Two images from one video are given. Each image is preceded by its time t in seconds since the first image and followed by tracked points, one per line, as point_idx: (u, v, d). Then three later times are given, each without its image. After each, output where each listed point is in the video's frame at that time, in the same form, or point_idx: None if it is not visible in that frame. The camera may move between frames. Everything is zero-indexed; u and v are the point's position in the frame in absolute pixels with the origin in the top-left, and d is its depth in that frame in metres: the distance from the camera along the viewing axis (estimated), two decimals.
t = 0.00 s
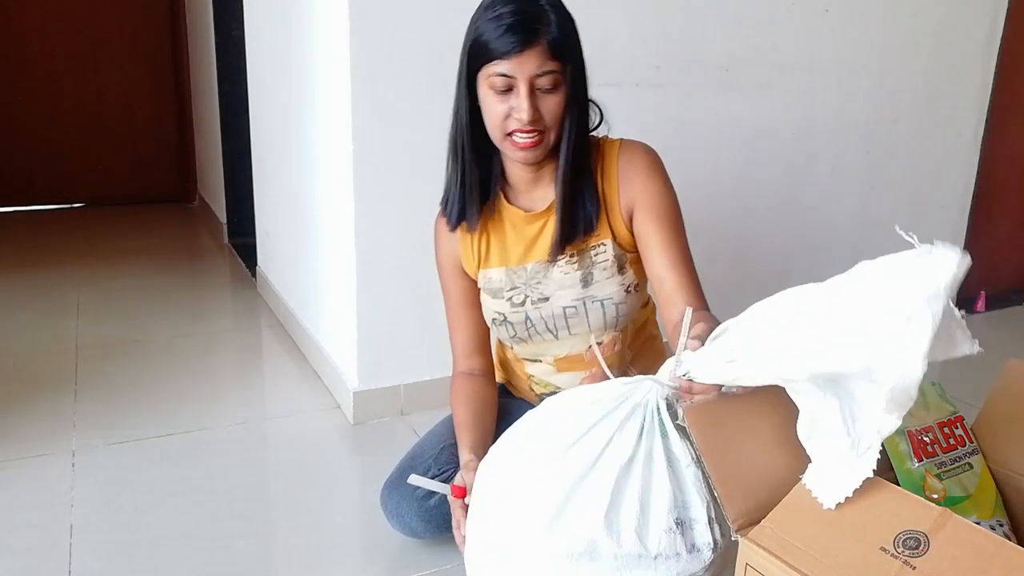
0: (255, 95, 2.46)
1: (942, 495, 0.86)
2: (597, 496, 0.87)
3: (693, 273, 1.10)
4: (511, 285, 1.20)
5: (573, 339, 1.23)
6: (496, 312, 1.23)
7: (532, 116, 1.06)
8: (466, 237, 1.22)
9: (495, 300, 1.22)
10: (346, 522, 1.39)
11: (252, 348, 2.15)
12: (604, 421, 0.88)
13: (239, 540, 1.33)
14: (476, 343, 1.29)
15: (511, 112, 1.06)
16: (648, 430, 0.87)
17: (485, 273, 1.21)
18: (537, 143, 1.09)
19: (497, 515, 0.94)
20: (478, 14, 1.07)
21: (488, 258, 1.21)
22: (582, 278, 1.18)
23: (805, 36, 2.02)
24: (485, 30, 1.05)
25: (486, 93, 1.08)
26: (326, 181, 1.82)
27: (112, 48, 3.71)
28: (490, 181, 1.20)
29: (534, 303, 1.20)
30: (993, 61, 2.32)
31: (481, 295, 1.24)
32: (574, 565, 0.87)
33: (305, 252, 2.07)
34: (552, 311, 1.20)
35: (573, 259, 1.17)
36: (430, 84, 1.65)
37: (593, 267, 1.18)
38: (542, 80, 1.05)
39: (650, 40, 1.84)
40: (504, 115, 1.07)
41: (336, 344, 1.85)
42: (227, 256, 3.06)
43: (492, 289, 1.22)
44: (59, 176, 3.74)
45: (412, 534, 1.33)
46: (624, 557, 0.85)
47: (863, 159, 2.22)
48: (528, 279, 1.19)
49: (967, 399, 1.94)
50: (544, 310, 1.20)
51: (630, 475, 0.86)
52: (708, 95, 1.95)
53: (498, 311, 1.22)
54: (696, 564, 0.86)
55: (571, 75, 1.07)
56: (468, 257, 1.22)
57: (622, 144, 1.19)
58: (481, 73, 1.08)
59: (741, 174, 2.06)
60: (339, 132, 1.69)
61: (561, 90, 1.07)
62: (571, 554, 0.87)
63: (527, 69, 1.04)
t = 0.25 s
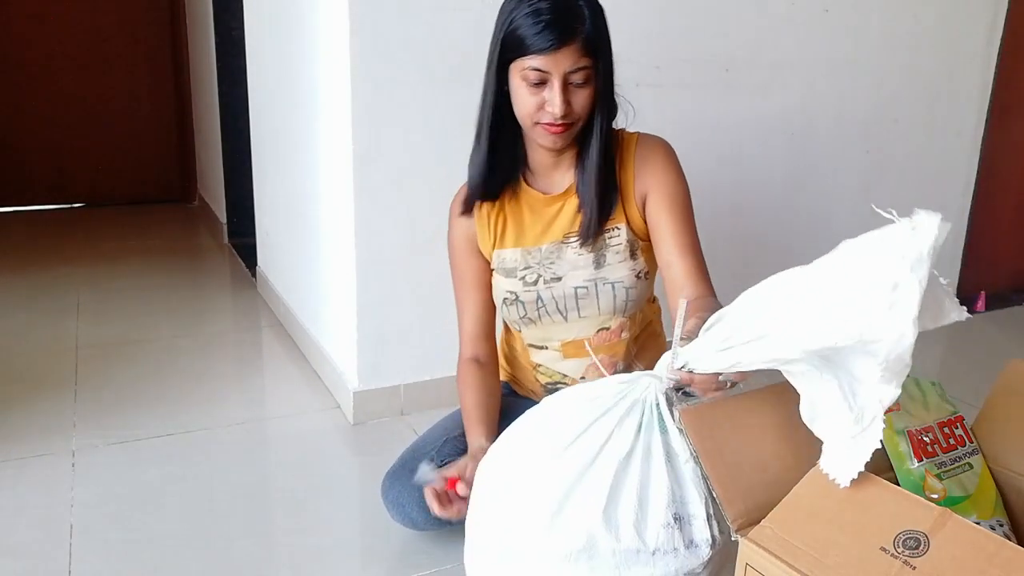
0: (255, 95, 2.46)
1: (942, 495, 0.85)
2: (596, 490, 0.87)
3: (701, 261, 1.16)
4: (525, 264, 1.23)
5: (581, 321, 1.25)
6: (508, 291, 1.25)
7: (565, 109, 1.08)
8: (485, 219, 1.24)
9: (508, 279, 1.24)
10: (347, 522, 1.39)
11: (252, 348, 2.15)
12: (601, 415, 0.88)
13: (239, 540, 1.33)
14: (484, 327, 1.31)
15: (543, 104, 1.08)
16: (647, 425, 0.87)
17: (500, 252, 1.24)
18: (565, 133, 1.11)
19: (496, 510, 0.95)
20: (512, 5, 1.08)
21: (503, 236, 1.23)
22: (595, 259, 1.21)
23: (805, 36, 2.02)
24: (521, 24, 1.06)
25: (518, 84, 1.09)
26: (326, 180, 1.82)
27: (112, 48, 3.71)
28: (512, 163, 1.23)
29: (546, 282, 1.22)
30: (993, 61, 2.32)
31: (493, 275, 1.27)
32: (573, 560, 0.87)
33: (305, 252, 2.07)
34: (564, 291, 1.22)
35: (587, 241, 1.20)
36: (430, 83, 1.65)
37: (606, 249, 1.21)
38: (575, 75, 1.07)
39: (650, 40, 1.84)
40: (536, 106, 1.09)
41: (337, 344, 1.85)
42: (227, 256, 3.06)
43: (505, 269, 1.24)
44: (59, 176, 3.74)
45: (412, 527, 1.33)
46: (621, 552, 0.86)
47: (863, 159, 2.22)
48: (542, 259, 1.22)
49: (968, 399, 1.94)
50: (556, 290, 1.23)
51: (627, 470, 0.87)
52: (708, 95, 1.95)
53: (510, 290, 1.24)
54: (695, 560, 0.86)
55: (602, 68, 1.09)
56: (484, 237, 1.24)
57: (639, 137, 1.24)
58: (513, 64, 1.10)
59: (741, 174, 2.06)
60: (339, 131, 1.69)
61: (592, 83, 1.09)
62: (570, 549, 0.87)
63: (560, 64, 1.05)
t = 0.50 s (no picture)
0: (255, 95, 2.46)
1: (942, 495, 0.86)
2: (595, 485, 0.87)
3: (710, 258, 1.17)
4: (532, 253, 1.22)
5: (584, 315, 1.24)
6: (513, 279, 1.24)
7: (580, 104, 1.08)
8: (493, 207, 1.23)
9: (514, 266, 1.24)
10: (348, 522, 1.39)
11: (252, 347, 2.16)
12: (597, 411, 0.88)
13: (239, 540, 1.33)
14: (489, 308, 1.30)
15: (559, 98, 1.08)
16: (646, 420, 0.88)
17: (508, 240, 1.23)
18: (581, 129, 1.11)
19: (495, 507, 0.95)
20: None
21: (512, 226, 1.23)
22: (601, 252, 1.21)
23: (805, 36, 2.02)
24: (541, 18, 1.06)
25: (535, 78, 1.09)
26: (327, 180, 1.82)
27: (112, 48, 3.71)
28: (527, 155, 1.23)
29: (551, 272, 1.22)
30: (993, 61, 2.32)
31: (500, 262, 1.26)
32: (572, 556, 0.88)
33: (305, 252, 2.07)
34: (569, 282, 1.22)
35: (596, 236, 1.20)
36: (430, 84, 1.65)
37: (613, 244, 1.21)
38: (592, 71, 1.07)
39: (651, 40, 1.84)
40: (552, 101, 1.09)
41: (337, 343, 1.85)
42: (227, 256, 3.06)
43: (512, 257, 1.24)
44: (59, 176, 3.75)
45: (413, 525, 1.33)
46: (619, 546, 0.86)
47: (863, 159, 2.22)
48: (549, 249, 1.22)
49: (968, 399, 1.94)
50: (561, 280, 1.22)
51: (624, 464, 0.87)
52: (708, 95, 1.94)
53: (515, 277, 1.24)
54: (694, 556, 0.86)
55: (619, 65, 1.09)
56: (495, 225, 1.24)
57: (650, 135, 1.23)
58: (531, 58, 1.10)
59: (741, 175, 2.06)
60: (339, 131, 1.69)
61: (607, 79, 1.09)
62: (568, 543, 0.87)
63: (578, 60, 1.05)
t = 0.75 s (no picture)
0: (255, 94, 2.46)
1: (942, 494, 0.91)
2: (595, 484, 0.87)
3: (710, 262, 1.20)
4: (541, 247, 1.22)
5: (588, 314, 1.24)
6: (520, 272, 1.23)
7: (592, 104, 1.08)
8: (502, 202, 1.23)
9: (521, 260, 1.23)
10: (348, 522, 1.39)
11: (252, 347, 2.15)
12: (597, 410, 0.88)
13: (239, 541, 1.33)
14: (492, 298, 1.27)
15: (571, 97, 1.08)
16: (645, 418, 0.87)
17: (518, 234, 1.22)
18: (592, 128, 1.11)
19: (496, 506, 0.95)
20: None
21: (521, 220, 1.22)
22: (610, 252, 1.22)
23: (805, 36, 2.02)
24: (557, 16, 1.06)
25: (548, 75, 1.09)
26: (327, 180, 1.82)
27: (113, 48, 3.72)
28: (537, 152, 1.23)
29: (559, 268, 1.22)
30: (993, 61, 2.32)
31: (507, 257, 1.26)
32: (573, 555, 0.88)
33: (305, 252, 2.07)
34: (576, 280, 1.22)
35: (606, 235, 1.21)
36: (430, 84, 1.65)
37: (622, 245, 1.22)
38: (605, 71, 1.07)
39: (651, 40, 1.84)
40: (564, 100, 1.09)
41: (337, 343, 1.85)
42: (227, 256, 3.06)
43: (520, 249, 1.23)
44: (58, 176, 3.74)
45: (414, 526, 1.33)
46: (620, 545, 0.86)
47: (863, 159, 2.22)
48: (558, 245, 1.22)
49: (968, 399, 1.94)
50: (568, 278, 1.22)
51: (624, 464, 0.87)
52: (708, 95, 1.94)
53: (522, 271, 1.23)
54: (693, 554, 0.86)
55: (633, 67, 1.09)
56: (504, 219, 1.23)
57: (657, 135, 1.26)
58: (545, 55, 1.09)
59: (741, 175, 2.06)
60: (339, 131, 1.69)
61: (620, 80, 1.10)
62: (569, 543, 0.88)
63: (592, 60, 1.06)
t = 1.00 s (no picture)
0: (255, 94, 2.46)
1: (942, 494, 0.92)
2: (596, 484, 0.87)
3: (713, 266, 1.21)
4: (549, 246, 1.22)
5: (592, 314, 1.25)
6: (527, 270, 1.23)
7: (591, 102, 1.08)
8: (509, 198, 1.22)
9: (529, 257, 1.22)
10: (348, 522, 1.39)
11: (252, 347, 2.15)
12: (597, 411, 0.88)
13: (238, 540, 1.33)
14: (499, 294, 1.25)
15: (573, 94, 1.08)
16: (646, 417, 0.87)
17: (526, 232, 1.22)
18: (590, 129, 1.11)
19: (496, 507, 0.95)
20: None
21: (528, 218, 1.21)
22: (617, 253, 1.22)
23: (805, 36, 2.02)
24: (568, 11, 1.06)
25: (554, 70, 1.09)
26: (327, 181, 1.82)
27: (112, 48, 3.72)
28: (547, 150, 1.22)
29: (567, 268, 1.22)
30: (993, 61, 2.33)
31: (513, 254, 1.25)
32: (574, 556, 0.88)
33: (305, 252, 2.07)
34: (583, 281, 1.23)
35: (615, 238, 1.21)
36: (430, 84, 1.65)
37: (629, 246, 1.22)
38: (608, 71, 1.07)
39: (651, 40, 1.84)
40: (566, 96, 1.09)
41: (337, 343, 1.85)
42: (227, 256, 3.06)
43: (529, 247, 1.22)
44: (58, 176, 3.74)
45: (414, 527, 1.33)
46: (620, 545, 0.86)
47: (863, 159, 2.22)
48: (567, 244, 1.22)
49: (968, 399, 1.94)
50: (575, 278, 1.22)
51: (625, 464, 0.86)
52: (708, 95, 1.94)
53: (529, 268, 1.23)
54: (693, 553, 0.87)
55: (638, 70, 1.09)
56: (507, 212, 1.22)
57: (664, 139, 1.27)
58: (553, 49, 1.10)
59: (741, 175, 2.06)
60: (339, 131, 1.69)
61: (624, 81, 1.09)
62: (569, 544, 0.88)
63: (595, 58, 1.05)
